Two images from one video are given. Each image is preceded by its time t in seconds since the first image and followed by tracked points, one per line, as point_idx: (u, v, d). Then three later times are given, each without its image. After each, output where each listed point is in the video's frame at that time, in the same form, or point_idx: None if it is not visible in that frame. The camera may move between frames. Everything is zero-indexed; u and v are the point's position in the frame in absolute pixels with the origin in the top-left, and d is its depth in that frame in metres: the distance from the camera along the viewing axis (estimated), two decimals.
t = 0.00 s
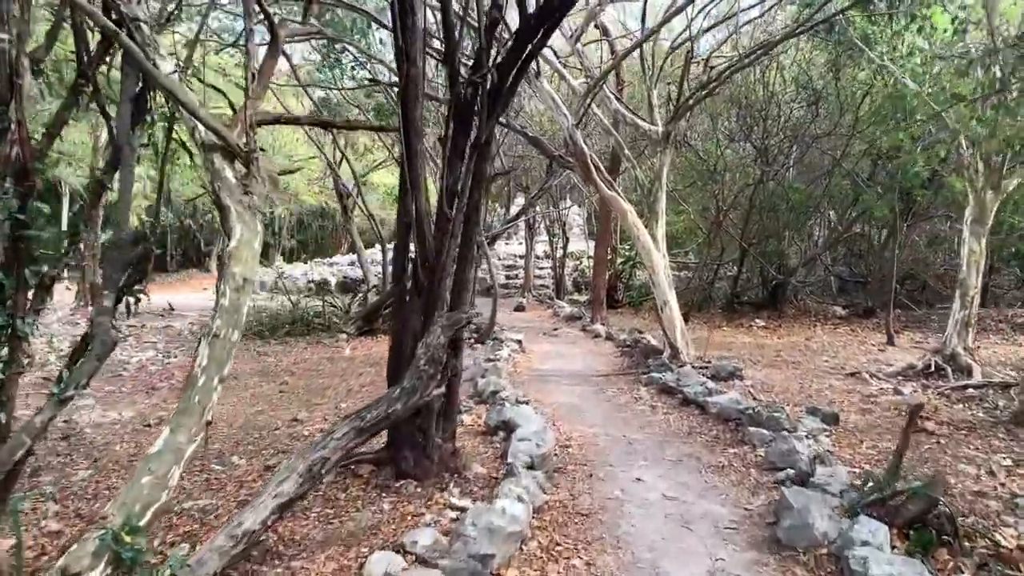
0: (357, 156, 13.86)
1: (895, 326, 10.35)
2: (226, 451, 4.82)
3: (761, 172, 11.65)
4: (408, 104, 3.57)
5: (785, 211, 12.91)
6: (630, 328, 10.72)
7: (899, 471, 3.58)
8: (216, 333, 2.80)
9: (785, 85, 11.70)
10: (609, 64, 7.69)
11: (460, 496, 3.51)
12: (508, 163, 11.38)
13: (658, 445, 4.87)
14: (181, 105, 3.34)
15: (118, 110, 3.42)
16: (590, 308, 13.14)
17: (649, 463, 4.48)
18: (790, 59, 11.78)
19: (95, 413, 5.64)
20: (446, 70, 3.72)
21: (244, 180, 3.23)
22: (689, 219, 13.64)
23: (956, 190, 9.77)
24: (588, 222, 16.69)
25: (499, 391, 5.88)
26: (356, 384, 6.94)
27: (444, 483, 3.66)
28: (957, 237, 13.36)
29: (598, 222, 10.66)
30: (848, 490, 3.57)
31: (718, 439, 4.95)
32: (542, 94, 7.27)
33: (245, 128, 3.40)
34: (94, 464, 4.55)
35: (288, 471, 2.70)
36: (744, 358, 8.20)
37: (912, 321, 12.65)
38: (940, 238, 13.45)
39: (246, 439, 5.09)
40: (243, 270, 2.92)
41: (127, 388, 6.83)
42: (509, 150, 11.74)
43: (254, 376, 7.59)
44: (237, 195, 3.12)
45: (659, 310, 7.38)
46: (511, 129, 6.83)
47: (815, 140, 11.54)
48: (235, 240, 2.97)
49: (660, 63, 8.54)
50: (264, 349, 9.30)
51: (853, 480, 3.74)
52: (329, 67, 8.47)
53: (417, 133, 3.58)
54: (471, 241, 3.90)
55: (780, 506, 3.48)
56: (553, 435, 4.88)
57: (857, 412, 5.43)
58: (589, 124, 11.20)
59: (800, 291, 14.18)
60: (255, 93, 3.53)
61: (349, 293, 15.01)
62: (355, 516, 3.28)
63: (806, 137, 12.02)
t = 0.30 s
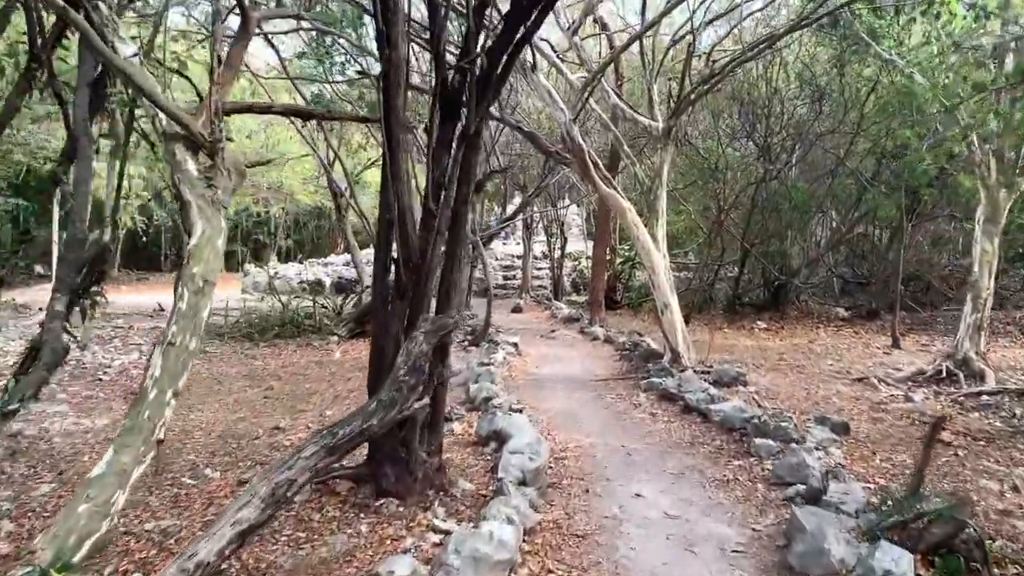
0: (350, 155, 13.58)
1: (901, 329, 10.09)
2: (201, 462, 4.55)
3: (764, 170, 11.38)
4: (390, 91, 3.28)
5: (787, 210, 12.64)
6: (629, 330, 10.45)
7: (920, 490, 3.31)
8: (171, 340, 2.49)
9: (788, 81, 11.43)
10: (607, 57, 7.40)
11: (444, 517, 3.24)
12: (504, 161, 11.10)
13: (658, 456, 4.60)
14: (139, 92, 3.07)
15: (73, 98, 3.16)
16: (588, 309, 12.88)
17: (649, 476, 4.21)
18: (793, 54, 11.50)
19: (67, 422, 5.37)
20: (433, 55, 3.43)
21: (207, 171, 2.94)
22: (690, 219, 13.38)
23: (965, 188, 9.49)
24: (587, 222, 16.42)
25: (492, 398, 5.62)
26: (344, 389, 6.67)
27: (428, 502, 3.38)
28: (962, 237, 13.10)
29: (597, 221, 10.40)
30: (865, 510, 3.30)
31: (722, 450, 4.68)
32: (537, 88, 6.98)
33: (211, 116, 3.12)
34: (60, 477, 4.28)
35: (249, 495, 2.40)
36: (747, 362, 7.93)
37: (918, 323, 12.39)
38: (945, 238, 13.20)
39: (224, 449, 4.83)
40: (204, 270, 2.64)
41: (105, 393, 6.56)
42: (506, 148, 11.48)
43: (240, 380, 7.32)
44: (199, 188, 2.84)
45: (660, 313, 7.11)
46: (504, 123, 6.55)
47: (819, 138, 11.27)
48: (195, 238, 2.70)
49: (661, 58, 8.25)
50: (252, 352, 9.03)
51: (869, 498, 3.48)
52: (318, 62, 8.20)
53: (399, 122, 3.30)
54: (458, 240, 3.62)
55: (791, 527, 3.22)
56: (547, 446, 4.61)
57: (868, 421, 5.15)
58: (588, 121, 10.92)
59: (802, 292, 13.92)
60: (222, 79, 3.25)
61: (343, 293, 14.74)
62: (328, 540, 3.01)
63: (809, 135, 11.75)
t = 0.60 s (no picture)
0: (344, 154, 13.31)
1: (907, 332, 9.81)
2: (171, 477, 4.28)
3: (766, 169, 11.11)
4: (364, 79, 3.01)
5: (790, 210, 12.37)
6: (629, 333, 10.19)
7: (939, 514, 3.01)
8: (110, 353, 2.22)
9: (791, 77, 11.14)
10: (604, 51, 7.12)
11: (421, 542, 2.98)
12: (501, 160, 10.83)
13: (657, 471, 4.34)
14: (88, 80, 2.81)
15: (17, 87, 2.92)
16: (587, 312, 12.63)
17: (647, 493, 3.95)
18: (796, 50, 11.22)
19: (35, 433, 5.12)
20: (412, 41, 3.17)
21: (159, 167, 2.68)
22: (690, 219, 13.11)
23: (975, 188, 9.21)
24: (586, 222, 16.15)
25: (482, 407, 5.36)
26: (330, 396, 6.41)
27: (406, 525, 3.12)
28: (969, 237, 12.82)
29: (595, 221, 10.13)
30: (879, 534, 3.03)
31: (725, 464, 4.41)
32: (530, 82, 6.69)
33: (166, 107, 2.86)
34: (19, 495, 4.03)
35: (196, 527, 2.14)
36: (750, 367, 7.66)
37: (924, 325, 12.11)
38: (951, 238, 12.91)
39: (197, 462, 4.58)
40: (152, 273, 2.38)
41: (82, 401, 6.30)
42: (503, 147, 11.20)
43: (223, 387, 7.07)
44: (149, 184, 2.58)
45: (659, 317, 6.83)
46: (496, 119, 6.27)
47: (823, 136, 10.99)
48: (143, 238, 2.43)
49: (660, 52, 7.95)
50: (239, 357, 8.76)
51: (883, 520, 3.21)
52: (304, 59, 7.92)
53: (374, 112, 3.05)
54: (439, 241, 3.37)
55: (800, 553, 2.96)
56: (539, 458, 4.34)
57: (879, 432, 4.88)
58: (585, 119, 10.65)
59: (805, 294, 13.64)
60: (182, 67, 2.99)
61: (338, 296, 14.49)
62: (294, 569, 2.76)
63: (812, 133, 11.47)
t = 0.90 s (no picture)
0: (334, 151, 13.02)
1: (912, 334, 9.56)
2: (132, 494, 4.00)
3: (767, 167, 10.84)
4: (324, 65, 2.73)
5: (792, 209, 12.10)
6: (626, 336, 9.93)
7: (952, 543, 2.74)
8: (24, 372, 2.00)
9: (793, 72, 10.85)
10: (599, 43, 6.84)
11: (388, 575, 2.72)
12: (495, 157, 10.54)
13: (651, 487, 4.07)
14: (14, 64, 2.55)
15: None
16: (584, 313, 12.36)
17: (640, 512, 3.69)
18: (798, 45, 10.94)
19: None
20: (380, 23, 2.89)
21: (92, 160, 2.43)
22: (689, 218, 12.84)
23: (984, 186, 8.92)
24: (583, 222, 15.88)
25: (469, 416, 5.09)
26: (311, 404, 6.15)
27: (373, 554, 2.86)
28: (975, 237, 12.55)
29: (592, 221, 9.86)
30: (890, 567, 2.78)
31: (724, 478, 4.15)
32: (520, 75, 6.39)
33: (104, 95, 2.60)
34: None
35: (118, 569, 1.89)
36: (751, 372, 7.39)
37: (930, 326, 11.84)
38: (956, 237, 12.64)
39: (163, 477, 4.32)
40: (89, 284, 2.17)
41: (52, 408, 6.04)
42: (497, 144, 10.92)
43: (203, 393, 6.80)
44: (79, 181, 2.33)
45: (656, 320, 6.54)
46: (485, 113, 5.98)
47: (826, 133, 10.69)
48: (70, 241, 2.21)
49: (657, 46, 7.66)
50: (224, 360, 8.51)
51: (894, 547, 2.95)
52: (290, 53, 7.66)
53: (337, 102, 2.78)
54: (413, 243, 3.10)
55: None
56: (525, 474, 4.07)
57: (887, 444, 4.61)
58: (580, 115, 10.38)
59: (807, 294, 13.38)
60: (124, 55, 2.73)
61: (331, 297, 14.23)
62: None
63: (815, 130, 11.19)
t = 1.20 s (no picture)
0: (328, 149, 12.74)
1: (920, 338, 9.29)
2: (93, 514, 3.72)
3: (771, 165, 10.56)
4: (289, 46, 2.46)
5: (796, 209, 11.83)
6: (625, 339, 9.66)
7: None
8: None
9: (797, 68, 10.57)
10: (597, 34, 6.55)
11: None
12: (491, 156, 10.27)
13: (652, 505, 3.80)
14: None
15: None
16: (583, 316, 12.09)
17: (639, 533, 3.42)
18: (801, 39, 10.68)
19: None
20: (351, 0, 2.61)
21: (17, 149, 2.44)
22: (691, 219, 12.57)
23: (996, 184, 8.64)
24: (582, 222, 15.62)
25: (458, 427, 4.83)
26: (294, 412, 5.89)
27: None
28: (982, 237, 12.27)
29: (591, 221, 9.58)
30: None
31: (729, 495, 3.88)
32: (515, 68, 6.11)
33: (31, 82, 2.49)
34: None
35: None
36: (754, 377, 7.12)
37: (937, 329, 11.56)
38: (963, 237, 12.37)
39: (130, 493, 4.05)
40: (10, 292, 2.26)
41: (24, 417, 5.77)
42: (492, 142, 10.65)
43: (184, 399, 6.54)
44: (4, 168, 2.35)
45: (656, 324, 6.27)
46: (477, 107, 5.70)
47: (831, 131, 10.42)
48: None
49: (658, 40, 7.38)
50: (210, 365, 8.24)
51: None
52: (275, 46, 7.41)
53: (303, 87, 2.50)
54: (388, 244, 2.83)
55: None
56: (515, 491, 3.81)
57: (903, 457, 4.34)
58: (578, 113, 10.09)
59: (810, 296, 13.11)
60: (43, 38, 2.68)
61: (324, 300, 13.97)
62: None
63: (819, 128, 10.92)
